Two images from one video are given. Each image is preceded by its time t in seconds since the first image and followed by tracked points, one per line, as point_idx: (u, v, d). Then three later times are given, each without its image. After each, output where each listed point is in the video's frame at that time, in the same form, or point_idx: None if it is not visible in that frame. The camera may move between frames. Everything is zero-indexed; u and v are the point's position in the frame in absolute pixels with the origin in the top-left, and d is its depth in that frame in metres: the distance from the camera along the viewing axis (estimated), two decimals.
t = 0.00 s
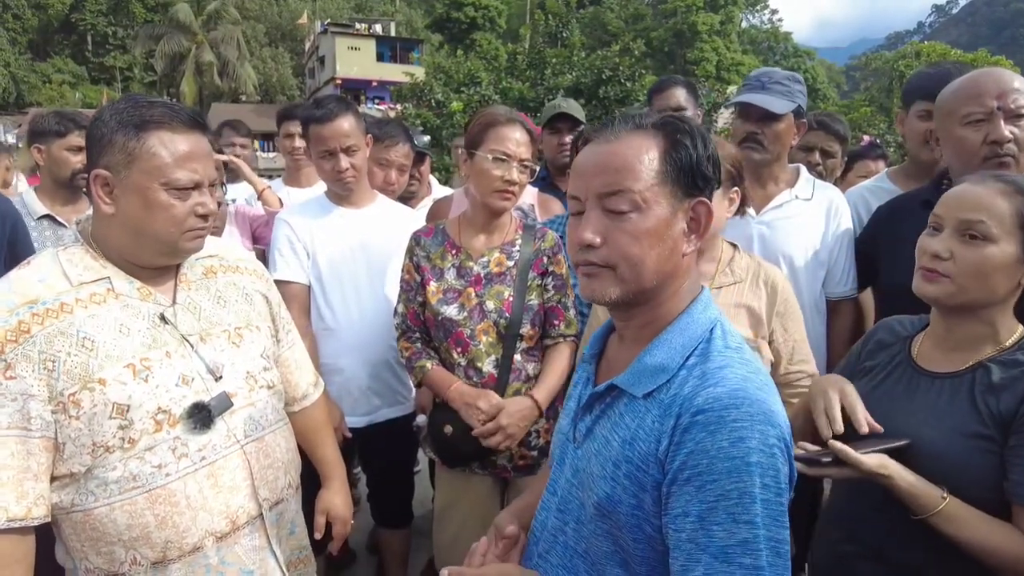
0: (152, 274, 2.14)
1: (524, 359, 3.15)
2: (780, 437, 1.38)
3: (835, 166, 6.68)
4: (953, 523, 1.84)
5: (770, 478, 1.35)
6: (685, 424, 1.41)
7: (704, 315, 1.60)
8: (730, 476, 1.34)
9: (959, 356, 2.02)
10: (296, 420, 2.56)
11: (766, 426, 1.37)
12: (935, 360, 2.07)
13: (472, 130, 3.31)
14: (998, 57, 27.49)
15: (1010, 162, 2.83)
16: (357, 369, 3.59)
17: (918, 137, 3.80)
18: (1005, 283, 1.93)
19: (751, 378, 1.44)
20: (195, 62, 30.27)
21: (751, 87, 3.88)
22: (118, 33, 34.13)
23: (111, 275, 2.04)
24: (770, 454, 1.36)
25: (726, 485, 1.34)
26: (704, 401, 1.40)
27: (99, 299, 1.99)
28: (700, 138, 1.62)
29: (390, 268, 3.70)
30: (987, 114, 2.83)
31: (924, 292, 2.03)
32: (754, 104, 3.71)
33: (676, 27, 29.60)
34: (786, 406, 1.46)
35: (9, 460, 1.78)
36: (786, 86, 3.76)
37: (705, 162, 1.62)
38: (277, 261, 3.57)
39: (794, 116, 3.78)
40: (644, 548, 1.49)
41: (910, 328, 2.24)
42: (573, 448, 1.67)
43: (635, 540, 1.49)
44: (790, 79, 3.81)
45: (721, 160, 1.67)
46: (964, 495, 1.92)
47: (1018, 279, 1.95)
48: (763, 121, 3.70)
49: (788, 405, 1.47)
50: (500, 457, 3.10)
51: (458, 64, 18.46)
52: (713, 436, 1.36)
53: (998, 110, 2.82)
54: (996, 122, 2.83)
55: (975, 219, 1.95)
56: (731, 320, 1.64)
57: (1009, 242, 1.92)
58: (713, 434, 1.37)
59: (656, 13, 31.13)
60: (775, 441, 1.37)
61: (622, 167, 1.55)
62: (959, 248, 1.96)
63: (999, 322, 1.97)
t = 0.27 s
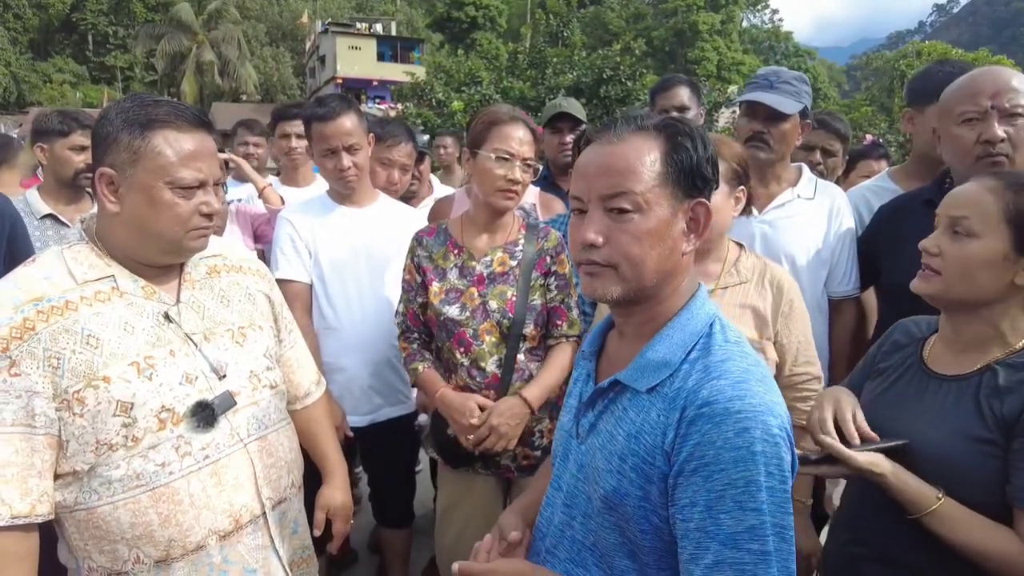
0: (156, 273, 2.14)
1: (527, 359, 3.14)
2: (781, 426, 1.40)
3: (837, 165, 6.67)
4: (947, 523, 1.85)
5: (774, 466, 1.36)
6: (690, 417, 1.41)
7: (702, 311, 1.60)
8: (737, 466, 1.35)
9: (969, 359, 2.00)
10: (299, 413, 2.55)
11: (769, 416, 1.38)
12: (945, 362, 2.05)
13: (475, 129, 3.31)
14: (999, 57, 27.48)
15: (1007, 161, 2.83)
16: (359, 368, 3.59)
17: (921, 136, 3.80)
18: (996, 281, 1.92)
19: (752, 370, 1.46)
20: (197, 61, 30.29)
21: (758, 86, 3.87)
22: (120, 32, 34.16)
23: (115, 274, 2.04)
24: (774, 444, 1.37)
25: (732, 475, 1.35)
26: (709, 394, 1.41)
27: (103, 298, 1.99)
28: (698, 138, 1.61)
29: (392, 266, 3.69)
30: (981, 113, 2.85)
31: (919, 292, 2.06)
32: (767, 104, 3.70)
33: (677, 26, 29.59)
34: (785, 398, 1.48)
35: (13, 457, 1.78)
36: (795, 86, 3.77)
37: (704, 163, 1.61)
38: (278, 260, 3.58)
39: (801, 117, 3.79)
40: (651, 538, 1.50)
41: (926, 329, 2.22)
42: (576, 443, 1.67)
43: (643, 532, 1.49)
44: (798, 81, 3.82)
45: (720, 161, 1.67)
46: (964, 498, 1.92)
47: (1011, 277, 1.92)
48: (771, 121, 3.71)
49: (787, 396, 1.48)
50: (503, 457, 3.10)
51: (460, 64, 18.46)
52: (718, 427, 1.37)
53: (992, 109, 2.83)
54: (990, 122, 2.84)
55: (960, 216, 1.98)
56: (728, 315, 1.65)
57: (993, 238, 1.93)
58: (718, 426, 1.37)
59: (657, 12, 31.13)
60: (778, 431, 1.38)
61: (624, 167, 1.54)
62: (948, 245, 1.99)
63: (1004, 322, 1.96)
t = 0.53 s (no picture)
0: (161, 272, 2.15)
1: (529, 358, 3.15)
2: (776, 415, 1.41)
3: (837, 165, 6.67)
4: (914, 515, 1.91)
5: (770, 453, 1.37)
6: (688, 407, 1.42)
7: (699, 306, 1.61)
8: (734, 453, 1.36)
9: (972, 361, 1.99)
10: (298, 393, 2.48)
11: (763, 405, 1.39)
12: (950, 365, 2.05)
13: (474, 129, 3.32)
14: (999, 57, 27.50)
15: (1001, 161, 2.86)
16: (360, 368, 3.60)
17: (925, 135, 3.78)
18: (984, 281, 1.93)
19: (747, 362, 1.47)
20: (197, 61, 30.30)
21: (762, 86, 3.86)
22: (120, 32, 34.15)
23: (122, 271, 2.06)
24: (770, 431, 1.37)
25: (730, 462, 1.36)
26: (706, 385, 1.42)
27: (111, 294, 2.01)
28: (694, 139, 1.62)
29: (392, 264, 3.70)
30: (975, 112, 2.91)
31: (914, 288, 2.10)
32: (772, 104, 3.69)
33: (678, 26, 29.59)
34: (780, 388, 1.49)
35: (21, 450, 1.78)
36: (799, 87, 3.77)
37: (701, 164, 1.62)
38: (279, 259, 3.58)
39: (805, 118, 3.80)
40: (654, 528, 1.51)
41: (943, 333, 2.22)
42: (579, 437, 1.68)
43: (645, 522, 1.50)
44: (801, 81, 3.82)
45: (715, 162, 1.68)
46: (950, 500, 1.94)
47: (999, 279, 1.92)
48: (773, 121, 3.72)
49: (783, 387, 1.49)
50: (504, 457, 3.13)
51: (460, 64, 18.46)
52: (715, 416, 1.38)
53: (985, 108, 2.88)
54: (984, 121, 2.89)
55: (950, 218, 2.01)
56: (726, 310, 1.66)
57: (978, 238, 1.94)
58: (715, 415, 1.38)
59: (657, 12, 31.13)
60: (773, 419, 1.39)
61: (624, 168, 1.55)
62: (940, 245, 2.01)
63: (1003, 324, 1.95)
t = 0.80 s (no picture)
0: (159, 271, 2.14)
1: (528, 358, 3.15)
2: (779, 420, 1.40)
3: (837, 165, 6.67)
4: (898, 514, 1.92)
5: (771, 459, 1.36)
6: (690, 410, 1.41)
7: (706, 308, 1.61)
8: (735, 457, 1.35)
9: (969, 365, 1.98)
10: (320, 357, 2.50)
11: (765, 410, 1.38)
12: (951, 368, 2.04)
13: (473, 128, 3.31)
14: (1000, 57, 27.47)
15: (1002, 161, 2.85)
16: (359, 368, 3.59)
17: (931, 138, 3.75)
18: (978, 281, 1.92)
19: (751, 365, 1.46)
20: (197, 61, 30.31)
21: (765, 86, 3.86)
22: (120, 32, 34.16)
23: (122, 269, 2.05)
24: (772, 437, 1.37)
25: (730, 466, 1.35)
26: (708, 387, 1.41)
27: (111, 291, 2.00)
28: (704, 140, 1.60)
29: (391, 264, 3.68)
30: (976, 112, 2.90)
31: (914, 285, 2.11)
32: (777, 105, 3.70)
33: (678, 26, 29.59)
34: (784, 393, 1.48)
35: (20, 446, 1.77)
36: (802, 88, 3.77)
37: (712, 167, 1.60)
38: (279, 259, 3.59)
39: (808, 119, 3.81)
40: (652, 532, 1.50)
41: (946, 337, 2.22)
42: (581, 438, 1.67)
43: (644, 525, 1.49)
44: (805, 82, 3.82)
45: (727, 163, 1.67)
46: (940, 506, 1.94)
47: (994, 280, 1.90)
48: (778, 122, 3.72)
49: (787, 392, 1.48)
50: (503, 457, 3.12)
51: (460, 63, 18.45)
52: (716, 419, 1.37)
53: (986, 108, 2.88)
54: (985, 121, 2.89)
55: (949, 218, 2.01)
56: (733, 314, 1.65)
57: (975, 238, 1.93)
58: (717, 418, 1.37)
59: (658, 12, 31.12)
60: (775, 424, 1.38)
61: (632, 168, 1.54)
62: (938, 244, 2.02)
63: (999, 328, 1.93)
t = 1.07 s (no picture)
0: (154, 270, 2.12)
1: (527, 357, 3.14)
2: (797, 428, 1.40)
3: (838, 164, 6.65)
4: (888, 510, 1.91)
5: (790, 467, 1.36)
6: (706, 415, 1.40)
7: (718, 312, 1.60)
8: (754, 466, 1.34)
9: (963, 368, 1.98)
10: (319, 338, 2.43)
11: (784, 417, 1.38)
12: (945, 370, 2.04)
13: (472, 127, 3.29)
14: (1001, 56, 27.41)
15: (1003, 160, 2.85)
16: (359, 367, 3.58)
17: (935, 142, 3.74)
18: (964, 280, 1.92)
19: (768, 371, 1.45)
20: (197, 61, 30.32)
21: (767, 86, 3.83)
22: (120, 32, 34.18)
23: (117, 270, 2.04)
24: (791, 444, 1.36)
25: (749, 474, 1.35)
26: (725, 393, 1.40)
27: (105, 292, 1.99)
28: (719, 140, 1.59)
29: (390, 264, 3.67)
30: (976, 112, 2.89)
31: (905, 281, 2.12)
32: (778, 104, 3.67)
33: (678, 25, 29.57)
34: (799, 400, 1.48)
35: (13, 450, 1.77)
36: (805, 88, 3.74)
37: (726, 166, 1.59)
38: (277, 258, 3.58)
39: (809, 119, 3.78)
40: (662, 540, 1.49)
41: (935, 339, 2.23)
42: (586, 443, 1.66)
43: (655, 532, 1.49)
44: (806, 82, 3.80)
45: (741, 164, 1.66)
46: (936, 506, 1.93)
47: (979, 279, 1.89)
48: (777, 121, 3.70)
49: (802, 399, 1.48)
50: (503, 456, 3.11)
51: (460, 63, 18.44)
52: (734, 427, 1.36)
53: (987, 108, 2.86)
54: (985, 121, 2.87)
55: (938, 217, 2.01)
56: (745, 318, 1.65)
57: (961, 236, 1.93)
58: (735, 425, 1.37)
59: (658, 12, 31.10)
60: (794, 432, 1.38)
61: (646, 166, 1.52)
62: (928, 242, 2.02)
63: (990, 329, 1.93)
